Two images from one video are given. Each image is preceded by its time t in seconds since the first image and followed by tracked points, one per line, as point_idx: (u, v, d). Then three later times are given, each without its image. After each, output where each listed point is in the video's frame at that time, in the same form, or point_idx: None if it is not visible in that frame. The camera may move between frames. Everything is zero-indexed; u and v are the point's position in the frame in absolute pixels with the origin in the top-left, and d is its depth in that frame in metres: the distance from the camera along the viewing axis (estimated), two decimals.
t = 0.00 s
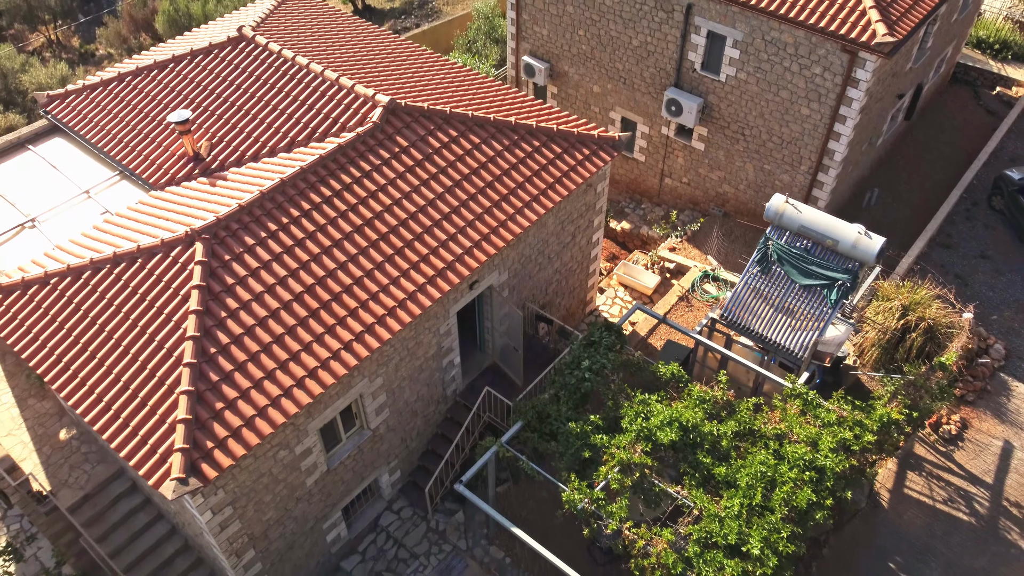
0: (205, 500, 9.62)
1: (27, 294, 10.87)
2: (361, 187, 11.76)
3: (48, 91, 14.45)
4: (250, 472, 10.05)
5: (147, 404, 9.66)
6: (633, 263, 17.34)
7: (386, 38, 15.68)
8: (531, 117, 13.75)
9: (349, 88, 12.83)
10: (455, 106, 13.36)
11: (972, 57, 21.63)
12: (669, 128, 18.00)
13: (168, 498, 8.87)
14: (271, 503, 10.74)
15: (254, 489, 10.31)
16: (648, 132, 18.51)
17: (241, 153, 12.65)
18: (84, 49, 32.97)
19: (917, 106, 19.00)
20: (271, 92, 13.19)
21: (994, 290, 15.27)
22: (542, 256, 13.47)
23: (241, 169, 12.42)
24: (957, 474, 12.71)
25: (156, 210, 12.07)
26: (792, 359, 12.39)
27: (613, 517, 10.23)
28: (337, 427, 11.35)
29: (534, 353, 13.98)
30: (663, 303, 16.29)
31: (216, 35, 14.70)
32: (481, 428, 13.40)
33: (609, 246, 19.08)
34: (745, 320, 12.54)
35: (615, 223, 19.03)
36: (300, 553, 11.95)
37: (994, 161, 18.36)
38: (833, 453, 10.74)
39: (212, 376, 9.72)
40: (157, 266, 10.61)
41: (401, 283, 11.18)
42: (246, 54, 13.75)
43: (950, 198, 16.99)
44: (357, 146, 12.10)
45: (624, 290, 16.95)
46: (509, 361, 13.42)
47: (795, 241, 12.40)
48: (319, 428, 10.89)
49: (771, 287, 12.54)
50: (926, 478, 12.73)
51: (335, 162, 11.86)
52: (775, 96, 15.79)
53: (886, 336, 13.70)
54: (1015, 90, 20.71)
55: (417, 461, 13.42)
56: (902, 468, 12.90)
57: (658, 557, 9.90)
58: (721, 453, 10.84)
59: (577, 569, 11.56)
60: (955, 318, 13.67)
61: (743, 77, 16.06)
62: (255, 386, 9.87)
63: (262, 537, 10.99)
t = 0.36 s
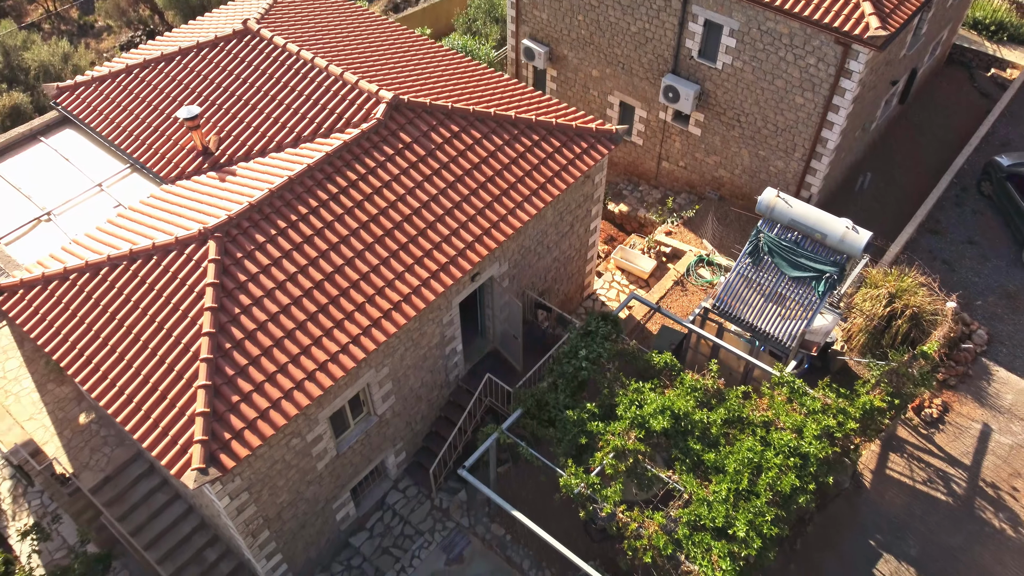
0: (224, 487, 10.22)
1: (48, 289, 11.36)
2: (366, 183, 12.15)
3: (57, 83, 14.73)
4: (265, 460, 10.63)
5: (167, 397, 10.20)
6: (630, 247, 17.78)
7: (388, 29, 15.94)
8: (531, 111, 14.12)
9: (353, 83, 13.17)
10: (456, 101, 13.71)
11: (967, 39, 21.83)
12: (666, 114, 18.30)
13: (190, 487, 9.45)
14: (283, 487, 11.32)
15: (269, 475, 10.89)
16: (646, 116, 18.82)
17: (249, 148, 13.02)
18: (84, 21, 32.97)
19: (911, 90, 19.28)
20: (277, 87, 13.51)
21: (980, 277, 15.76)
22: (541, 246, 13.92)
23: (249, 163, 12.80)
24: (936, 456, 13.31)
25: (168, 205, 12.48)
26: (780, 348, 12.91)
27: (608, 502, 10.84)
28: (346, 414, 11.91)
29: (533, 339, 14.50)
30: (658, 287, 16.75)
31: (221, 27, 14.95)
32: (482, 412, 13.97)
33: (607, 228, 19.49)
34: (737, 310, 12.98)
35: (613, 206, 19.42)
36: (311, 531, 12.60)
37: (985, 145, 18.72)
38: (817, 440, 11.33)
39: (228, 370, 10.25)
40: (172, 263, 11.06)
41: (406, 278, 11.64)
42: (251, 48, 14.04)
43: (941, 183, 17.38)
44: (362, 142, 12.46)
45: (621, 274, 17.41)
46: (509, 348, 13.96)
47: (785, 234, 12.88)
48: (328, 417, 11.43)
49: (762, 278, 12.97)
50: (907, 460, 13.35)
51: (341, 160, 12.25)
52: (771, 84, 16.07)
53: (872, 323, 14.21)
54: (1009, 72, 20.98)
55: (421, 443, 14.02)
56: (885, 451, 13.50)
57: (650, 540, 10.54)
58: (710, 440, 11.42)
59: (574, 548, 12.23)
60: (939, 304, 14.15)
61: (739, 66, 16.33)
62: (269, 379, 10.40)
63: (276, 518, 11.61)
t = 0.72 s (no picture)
0: (243, 474, 10.92)
1: (72, 286, 11.96)
2: (373, 182, 12.66)
3: (70, 78, 15.12)
4: (281, 449, 11.33)
5: (189, 391, 10.84)
6: (627, 233, 18.33)
7: (392, 23, 16.31)
8: (531, 107, 14.55)
9: (358, 82, 13.59)
10: (459, 99, 14.14)
11: (963, 22, 22.11)
12: (663, 101, 18.71)
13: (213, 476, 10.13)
14: (297, 471, 12.03)
15: (284, 461, 11.60)
16: (643, 103, 19.22)
17: (259, 145, 13.50)
18: None
19: (904, 76, 19.66)
20: (286, 84, 13.93)
21: (964, 264, 16.36)
22: (540, 238, 14.47)
23: (260, 161, 13.29)
24: (915, 439, 14.04)
25: (184, 202, 13.02)
26: (768, 338, 13.53)
27: (602, 486, 11.58)
28: (356, 402, 12.59)
29: (532, 326, 15.14)
30: (654, 272, 17.35)
31: (228, 22, 15.30)
32: (484, 396, 14.68)
33: (605, 212, 20.00)
34: (727, 301, 13.62)
35: (610, 190, 19.93)
36: (324, 510, 13.38)
37: (975, 131, 19.18)
38: (800, 427, 12.03)
39: (246, 365, 10.87)
40: (189, 262, 11.64)
41: (412, 274, 12.22)
42: (259, 44, 14.42)
43: (929, 170, 17.88)
44: (368, 142, 12.95)
45: (618, 259, 18.00)
46: (509, 335, 14.61)
47: (774, 229, 13.50)
48: (339, 406, 12.11)
49: (751, 271, 13.61)
50: (887, 442, 14.08)
51: (349, 159, 12.75)
52: (764, 75, 16.46)
53: (858, 311, 14.82)
54: (1001, 56, 21.35)
55: (426, 425, 14.76)
56: (867, 433, 14.22)
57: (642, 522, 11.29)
58: (700, 427, 12.11)
59: (571, 526, 13.02)
60: (922, 293, 14.73)
61: (734, 57, 16.70)
62: (284, 373, 11.03)
63: (291, 499, 12.37)
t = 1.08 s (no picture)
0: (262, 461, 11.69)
1: (96, 282, 12.60)
2: (380, 181, 13.25)
3: (84, 73, 15.56)
4: (297, 436, 12.10)
5: (210, 383, 11.54)
6: (624, 219, 18.93)
7: (395, 19, 16.78)
8: (531, 105, 15.10)
9: (365, 82, 14.12)
10: (461, 97, 14.69)
11: (956, 6, 22.45)
12: (660, 89, 19.16)
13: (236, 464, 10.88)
14: (311, 455, 12.81)
15: (300, 446, 12.37)
16: (640, 90, 19.66)
17: (270, 143, 14.07)
18: None
19: (896, 63, 20.09)
20: (295, 83, 14.45)
21: (947, 252, 17.01)
22: (540, 230, 15.09)
23: (271, 159, 13.87)
24: (894, 421, 14.84)
25: (199, 199, 13.61)
26: (756, 328, 14.24)
27: (597, 469, 12.39)
28: (366, 390, 13.33)
29: (532, 313, 15.84)
30: (649, 258, 17.99)
31: (237, 18, 15.74)
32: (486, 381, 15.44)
33: (603, 195, 20.55)
34: (718, 294, 14.34)
35: (608, 174, 20.46)
36: (336, 488, 14.20)
37: (964, 117, 19.70)
38: (783, 414, 12.80)
39: (263, 360, 11.57)
40: (208, 260, 12.28)
41: (418, 270, 12.88)
42: (268, 42, 14.88)
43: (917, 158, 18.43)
44: (375, 141, 13.51)
45: (615, 244, 18.63)
46: (510, 323, 15.33)
47: (762, 223, 14.12)
48: (351, 394, 12.85)
49: (740, 264, 14.29)
50: (868, 424, 14.88)
51: (356, 159, 13.31)
52: (758, 68, 16.92)
53: (843, 299, 15.50)
54: (993, 41, 21.75)
55: (431, 408, 15.54)
56: (850, 416, 15.02)
57: (634, 503, 12.11)
58: (689, 414, 12.87)
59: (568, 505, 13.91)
60: (904, 283, 15.43)
61: (729, 49, 17.14)
62: (299, 366, 11.73)
63: (306, 480, 13.18)
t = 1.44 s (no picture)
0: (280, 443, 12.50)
1: (119, 274, 13.29)
2: (387, 177, 13.87)
3: (98, 67, 16.03)
4: (312, 420, 12.91)
5: (231, 372, 12.29)
6: (621, 204, 19.56)
7: (398, 13, 17.26)
8: (532, 99, 15.65)
9: (372, 78, 14.65)
10: (464, 92, 15.25)
11: None
12: (657, 76, 19.63)
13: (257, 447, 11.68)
14: (324, 437, 13.64)
15: (314, 429, 13.18)
16: (638, 76, 20.12)
17: (280, 138, 14.65)
18: None
19: (888, 49, 20.56)
20: (303, 79, 14.97)
21: (931, 237, 17.68)
22: (539, 220, 15.73)
23: (282, 154, 14.46)
24: (875, 401, 15.67)
25: (214, 193, 14.23)
26: (745, 315, 14.88)
27: (593, 450, 13.22)
28: (375, 375, 14.12)
29: (532, 298, 16.57)
30: (645, 242, 18.66)
31: (247, 13, 16.19)
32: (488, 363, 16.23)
33: (601, 178, 21.14)
34: (710, 281, 14.91)
35: (607, 157, 21.00)
36: (347, 465, 15.06)
37: (953, 103, 20.25)
38: (768, 398, 13.60)
39: (280, 350, 12.31)
40: (225, 254, 12.94)
41: (424, 263, 13.56)
42: (276, 38, 15.35)
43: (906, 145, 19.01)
44: (382, 138, 14.09)
45: (613, 229, 19.28)
46: (511, 309, 16.06)
47: (751, 215, 14.93)
48: (362, 379, 13.64)
49: (731, 253, 14.94)
50: (850, 404, 15.71)
51: (364, 156, 13.91)
52: (752, 58, 17.39)
53: (829, 285, 16.25)
54: (985, 26, 22.20)
55: (436, 389, 16.35)
56: (833, 397, 15.85)
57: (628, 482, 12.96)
58: (680, 398, 13.66)
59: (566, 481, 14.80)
60: (887, 271, 16.14)
61: (724, 39, 17.59)
62: (314, 356, 12.47)
63: (319, 459, 14.01)
